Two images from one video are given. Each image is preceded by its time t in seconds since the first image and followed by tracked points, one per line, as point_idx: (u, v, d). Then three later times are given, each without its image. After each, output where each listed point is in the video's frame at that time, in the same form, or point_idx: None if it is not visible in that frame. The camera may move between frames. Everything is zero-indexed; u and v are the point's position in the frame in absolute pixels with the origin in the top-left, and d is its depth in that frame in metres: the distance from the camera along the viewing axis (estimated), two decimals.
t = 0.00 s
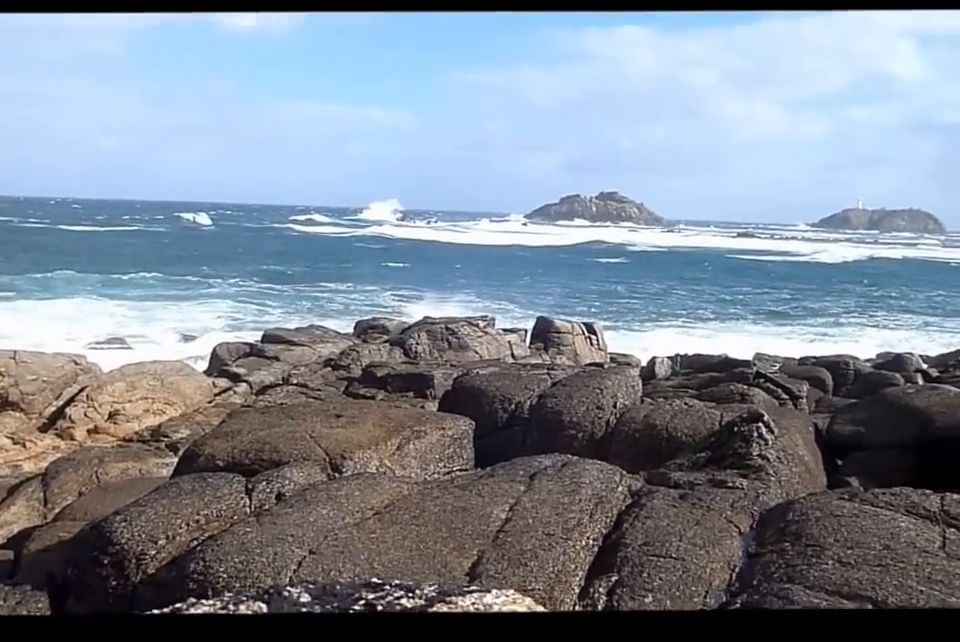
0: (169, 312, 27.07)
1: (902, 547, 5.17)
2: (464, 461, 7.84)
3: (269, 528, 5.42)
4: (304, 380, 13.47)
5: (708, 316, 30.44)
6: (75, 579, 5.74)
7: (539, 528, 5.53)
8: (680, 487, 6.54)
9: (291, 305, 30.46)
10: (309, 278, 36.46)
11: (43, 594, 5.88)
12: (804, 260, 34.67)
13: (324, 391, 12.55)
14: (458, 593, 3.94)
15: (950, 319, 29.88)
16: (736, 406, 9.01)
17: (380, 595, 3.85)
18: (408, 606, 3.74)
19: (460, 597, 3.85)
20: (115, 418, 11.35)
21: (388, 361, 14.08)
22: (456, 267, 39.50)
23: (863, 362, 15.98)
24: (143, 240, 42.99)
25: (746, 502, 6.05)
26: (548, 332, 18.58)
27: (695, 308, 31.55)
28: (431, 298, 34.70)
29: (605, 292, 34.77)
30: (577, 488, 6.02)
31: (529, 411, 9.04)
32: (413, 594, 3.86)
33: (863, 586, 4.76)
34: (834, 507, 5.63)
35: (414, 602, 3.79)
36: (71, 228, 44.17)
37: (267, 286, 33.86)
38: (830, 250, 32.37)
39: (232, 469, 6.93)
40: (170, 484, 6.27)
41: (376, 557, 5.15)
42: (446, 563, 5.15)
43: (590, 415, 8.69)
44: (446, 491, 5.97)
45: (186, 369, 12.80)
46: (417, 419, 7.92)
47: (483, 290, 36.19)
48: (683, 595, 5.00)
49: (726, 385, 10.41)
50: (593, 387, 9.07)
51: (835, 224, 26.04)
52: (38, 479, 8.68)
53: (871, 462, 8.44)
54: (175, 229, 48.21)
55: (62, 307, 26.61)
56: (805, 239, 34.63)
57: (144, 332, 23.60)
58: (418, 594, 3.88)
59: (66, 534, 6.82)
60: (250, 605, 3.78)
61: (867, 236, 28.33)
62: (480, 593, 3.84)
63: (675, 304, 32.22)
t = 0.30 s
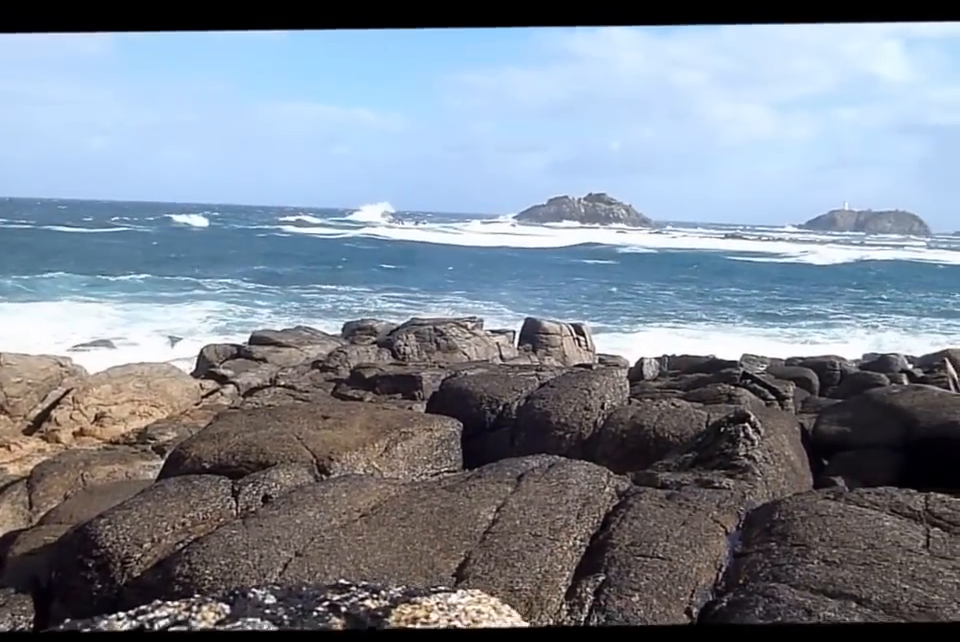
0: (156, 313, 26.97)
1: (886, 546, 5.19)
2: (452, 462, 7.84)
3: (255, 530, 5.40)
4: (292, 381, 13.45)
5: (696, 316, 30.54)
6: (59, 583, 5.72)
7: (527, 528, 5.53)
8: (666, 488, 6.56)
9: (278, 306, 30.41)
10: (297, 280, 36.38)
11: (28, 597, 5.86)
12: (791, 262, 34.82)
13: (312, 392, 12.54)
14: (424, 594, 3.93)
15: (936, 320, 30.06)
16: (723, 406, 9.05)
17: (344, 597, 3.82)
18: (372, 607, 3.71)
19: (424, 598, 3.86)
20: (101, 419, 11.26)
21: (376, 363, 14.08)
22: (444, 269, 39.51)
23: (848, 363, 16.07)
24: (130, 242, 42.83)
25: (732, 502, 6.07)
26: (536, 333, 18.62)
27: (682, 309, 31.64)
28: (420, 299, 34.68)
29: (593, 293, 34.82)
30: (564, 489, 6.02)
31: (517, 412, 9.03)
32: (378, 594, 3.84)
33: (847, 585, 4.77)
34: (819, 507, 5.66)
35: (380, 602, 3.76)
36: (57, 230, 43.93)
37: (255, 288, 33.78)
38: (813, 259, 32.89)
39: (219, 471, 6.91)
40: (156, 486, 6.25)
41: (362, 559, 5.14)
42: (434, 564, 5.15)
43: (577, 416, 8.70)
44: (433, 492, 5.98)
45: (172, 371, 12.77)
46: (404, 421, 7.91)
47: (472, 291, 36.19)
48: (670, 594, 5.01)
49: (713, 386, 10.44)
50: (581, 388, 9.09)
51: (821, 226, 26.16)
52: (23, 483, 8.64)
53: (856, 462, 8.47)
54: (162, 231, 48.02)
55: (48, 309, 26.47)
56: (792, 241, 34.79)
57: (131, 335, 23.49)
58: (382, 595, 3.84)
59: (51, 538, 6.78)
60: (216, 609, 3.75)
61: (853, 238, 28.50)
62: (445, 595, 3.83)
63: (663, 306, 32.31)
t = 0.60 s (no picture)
0: (142, 315, 26.85)
1: (871, 545, 5.21)
2: (439, 463, 7.83)
3: (241, 532, 5.38)
4: (279, 383, 13.41)
5: (684, 317, 30.58)
6: (44, 586, 5.69)
7: (514, 530, 5.52)
8: (652, 488, 6.58)
9: (266, 307, 30.31)
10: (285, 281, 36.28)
11: (12, 600, 5.82)
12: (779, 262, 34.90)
13: (300, 394, 12.49)
14: (400, 600, 3.71)
15: (923, 321, 30.20)
16: (710, 406, 9.07)
17: (320, 603, 3.60)
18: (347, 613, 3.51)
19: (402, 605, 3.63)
20: (87, 422, 11.18)
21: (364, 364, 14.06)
22: (432, 269, 39.44)
23: (835, 362, 16.13)
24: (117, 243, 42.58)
25: (718, 502, 6.09)
26: (524, 334, 18.60)
27: (670, 310, 31.69)
28: (408, 300, 34.63)
29: (582, 294, 34.84)
30: (552, 490, 6.03)
31: (504, 413, 9.02)
32: (353, 601, 3.62)
33: (833, 584, 4.79)
34: (805, 507, 5.67)
35: (354, 609, 3.56)
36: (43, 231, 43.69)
37: (242, 289, 33.67)
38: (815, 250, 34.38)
39: (205, 473, 6.89)
40: (141, 488, 6.21)
41: (348, 560, 5.12)
42: (420, 565, 5.14)
43: (565, 417, 8.71)
44: (420, 494, 5.97)
45: (158, 373, 12.73)
46: (392, 422, 7.89)
47: (460, 292, 36.16)
48: (656, 595, 5.01)
49: (700, 386, 10.46)
50: (568, 389, 9.09)
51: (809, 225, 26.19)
52: (8, 485, 8.59)
53: (841, 462, 8.53)
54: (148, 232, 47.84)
55: (33, 311, 26.33)
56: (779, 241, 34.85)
57: (116, 336, 23.37)
58: (358, 601, 3.64)
59: (36, 541, 6.75)
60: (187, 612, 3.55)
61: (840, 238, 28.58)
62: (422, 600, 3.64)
63: (651, 307, 32.33)
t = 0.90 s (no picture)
0: (128, 316, 26.74)
1: (857, 545, 5.24)
2: (427, 464, 7.83)
3: (228, 534, 5.37)
4: (266, 383, 13.38)
5: (671, 317, 30.65)
6: (29, 588, 5.66)
7: (501, 530, 5.52)
8: (640, 488, 6.59)
9: (253, 308, 30.22)
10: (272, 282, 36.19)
11: None
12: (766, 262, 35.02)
13: (287, 395, 12.46)
14: (369, 600, 3.56)
15: (909, 321, 30.36)
16: (696, 407, 9.09)
17: (288, 604, 3.42)
18: (316, 615, 3.35)
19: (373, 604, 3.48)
20: (73, 423, 11.10)
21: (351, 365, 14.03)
22: (421, 270, 39.43)
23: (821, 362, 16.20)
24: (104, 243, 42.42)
25: (705, 502, 6.11)
26: (512, 334, 18.61)
27: (658, 311, 31.76)
28: (396, 300, 34.59)
29: (569, 295, 34.88)
30: (539, 490, 6.04)
31: (492, 414, 9.01)
32: (321, 601, 3.47)
33: (819, 584, 4.81)
34: (791, 507, 5.70)
35: (323, 610, 3.40)
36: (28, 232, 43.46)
37: (229, 289, 33.57)
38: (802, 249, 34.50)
39: (192, 475, 6.86)
40: (128, 491, 6.19)
41: (336, 561, 5.10)
42: (409, 566, 5.13)
43: (553, 417, 8.71)
44: (407, 495, 5.96)
45: (145, 374, 12.68)
46: (379, 423, 7.88)
47: (448, 292, 36.15)
48: (644, 594, 5.02)
49: (687, 387, 10.49)
50: (556, 389, 9.10)
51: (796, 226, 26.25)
52: None
53: (828, 463, 8.56)
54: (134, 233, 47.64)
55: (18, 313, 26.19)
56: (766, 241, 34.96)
57: (102, 337, 23.28)
58: (326, 602, 3.48)
59: (21, 543, 6.71)
60: (158, 614, 3.41)
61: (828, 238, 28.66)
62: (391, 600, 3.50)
63: (639, 307, 32.39)
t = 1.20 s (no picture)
0: (117, 316, 26.64)
1: (844, 544, 5.26)
2: (416, 465, 7.82)
3: (216, 535, 5.35)
4: (255, 384, 13.36)
5: (660, 318, 30.73)
6: (16, 591, 5.63)
7: (490, 531, 5.52)
8: (629, 488, 6.61)
9: (241, 308, 30.15)
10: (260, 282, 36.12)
11: None
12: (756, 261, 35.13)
13: (276, 395, 12.44)
14: (353, 601, 3.53)
15: (896, 322, 30.51)
16: (685, 407, 9.11)
17: (272, 604, 3.41)
18: (300, 616, 3.31)
19: (357, 604, 3.47)
20: (61, 424, 11.03)
21: (341, 365, 14.01)
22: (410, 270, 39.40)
23: (809, 362, 16.26)
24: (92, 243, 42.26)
25: (694, 502, 6.12)
26: (501, 335, 18.62)
27: (646, 311, 31.83)
28: (385, 301, 34.56)
29: (559, 296, 34.92)
30: (528, 491, 6.03)
31: (481, 414, 9.00)
32: (306, 601, 3.45)
33: (807, 583, 4.82)
34: (779, 506, 5.71)
35: (306, 610, 3.37)
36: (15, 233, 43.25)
37: (217, 290, 33.49)
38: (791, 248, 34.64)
39: (180, 476, 6.84)
40: (115, 492, 6.16)
41: (326, 562, 5.09)
42: (398, 567, 5.12)
43: (542, 417, 8.72)
44: (396, 496, 5.96)
45: (133, 374, 12.64)
46: (368, 423, 7.87)
47: (437, 292, 36.14)
48: (633, 594, 5.02)
49: (676, 387, 10.51)
50: (545, 389, 9.11)
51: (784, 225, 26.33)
52: None
53: (815, 463, 8.61)
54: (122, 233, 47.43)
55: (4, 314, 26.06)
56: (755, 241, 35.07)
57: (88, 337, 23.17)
58: (311, 602, 3.46)
59: (7, 545, 6.68)
60: (142, 615, 3.38)
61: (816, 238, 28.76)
62: (376, 599, 3.47)
63: (628, 307, 32.45)
